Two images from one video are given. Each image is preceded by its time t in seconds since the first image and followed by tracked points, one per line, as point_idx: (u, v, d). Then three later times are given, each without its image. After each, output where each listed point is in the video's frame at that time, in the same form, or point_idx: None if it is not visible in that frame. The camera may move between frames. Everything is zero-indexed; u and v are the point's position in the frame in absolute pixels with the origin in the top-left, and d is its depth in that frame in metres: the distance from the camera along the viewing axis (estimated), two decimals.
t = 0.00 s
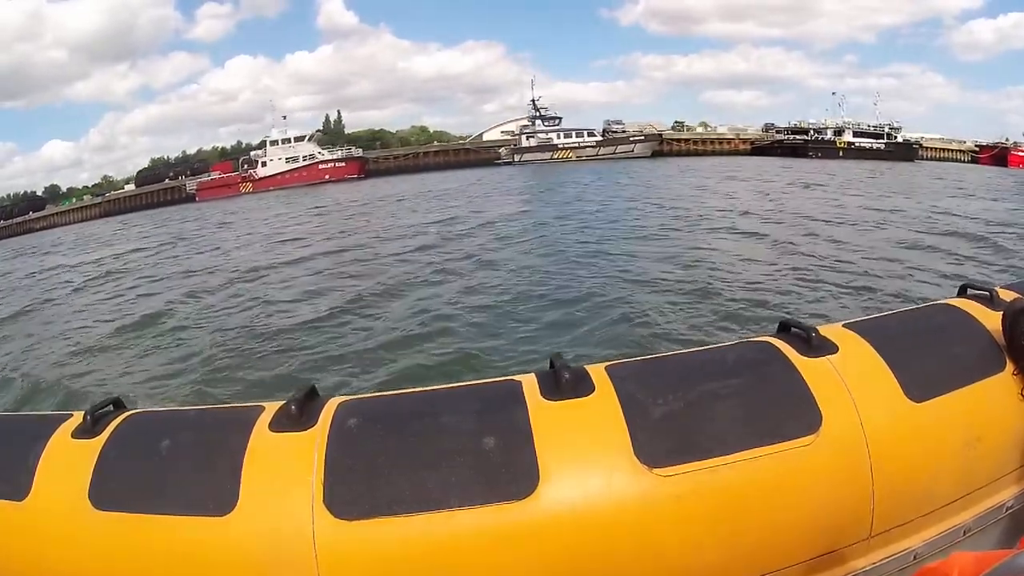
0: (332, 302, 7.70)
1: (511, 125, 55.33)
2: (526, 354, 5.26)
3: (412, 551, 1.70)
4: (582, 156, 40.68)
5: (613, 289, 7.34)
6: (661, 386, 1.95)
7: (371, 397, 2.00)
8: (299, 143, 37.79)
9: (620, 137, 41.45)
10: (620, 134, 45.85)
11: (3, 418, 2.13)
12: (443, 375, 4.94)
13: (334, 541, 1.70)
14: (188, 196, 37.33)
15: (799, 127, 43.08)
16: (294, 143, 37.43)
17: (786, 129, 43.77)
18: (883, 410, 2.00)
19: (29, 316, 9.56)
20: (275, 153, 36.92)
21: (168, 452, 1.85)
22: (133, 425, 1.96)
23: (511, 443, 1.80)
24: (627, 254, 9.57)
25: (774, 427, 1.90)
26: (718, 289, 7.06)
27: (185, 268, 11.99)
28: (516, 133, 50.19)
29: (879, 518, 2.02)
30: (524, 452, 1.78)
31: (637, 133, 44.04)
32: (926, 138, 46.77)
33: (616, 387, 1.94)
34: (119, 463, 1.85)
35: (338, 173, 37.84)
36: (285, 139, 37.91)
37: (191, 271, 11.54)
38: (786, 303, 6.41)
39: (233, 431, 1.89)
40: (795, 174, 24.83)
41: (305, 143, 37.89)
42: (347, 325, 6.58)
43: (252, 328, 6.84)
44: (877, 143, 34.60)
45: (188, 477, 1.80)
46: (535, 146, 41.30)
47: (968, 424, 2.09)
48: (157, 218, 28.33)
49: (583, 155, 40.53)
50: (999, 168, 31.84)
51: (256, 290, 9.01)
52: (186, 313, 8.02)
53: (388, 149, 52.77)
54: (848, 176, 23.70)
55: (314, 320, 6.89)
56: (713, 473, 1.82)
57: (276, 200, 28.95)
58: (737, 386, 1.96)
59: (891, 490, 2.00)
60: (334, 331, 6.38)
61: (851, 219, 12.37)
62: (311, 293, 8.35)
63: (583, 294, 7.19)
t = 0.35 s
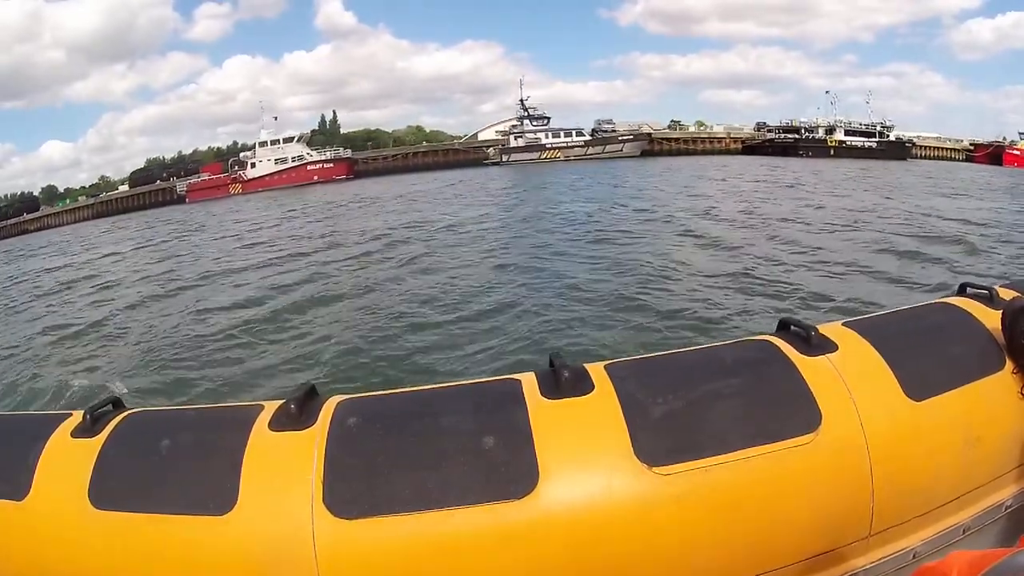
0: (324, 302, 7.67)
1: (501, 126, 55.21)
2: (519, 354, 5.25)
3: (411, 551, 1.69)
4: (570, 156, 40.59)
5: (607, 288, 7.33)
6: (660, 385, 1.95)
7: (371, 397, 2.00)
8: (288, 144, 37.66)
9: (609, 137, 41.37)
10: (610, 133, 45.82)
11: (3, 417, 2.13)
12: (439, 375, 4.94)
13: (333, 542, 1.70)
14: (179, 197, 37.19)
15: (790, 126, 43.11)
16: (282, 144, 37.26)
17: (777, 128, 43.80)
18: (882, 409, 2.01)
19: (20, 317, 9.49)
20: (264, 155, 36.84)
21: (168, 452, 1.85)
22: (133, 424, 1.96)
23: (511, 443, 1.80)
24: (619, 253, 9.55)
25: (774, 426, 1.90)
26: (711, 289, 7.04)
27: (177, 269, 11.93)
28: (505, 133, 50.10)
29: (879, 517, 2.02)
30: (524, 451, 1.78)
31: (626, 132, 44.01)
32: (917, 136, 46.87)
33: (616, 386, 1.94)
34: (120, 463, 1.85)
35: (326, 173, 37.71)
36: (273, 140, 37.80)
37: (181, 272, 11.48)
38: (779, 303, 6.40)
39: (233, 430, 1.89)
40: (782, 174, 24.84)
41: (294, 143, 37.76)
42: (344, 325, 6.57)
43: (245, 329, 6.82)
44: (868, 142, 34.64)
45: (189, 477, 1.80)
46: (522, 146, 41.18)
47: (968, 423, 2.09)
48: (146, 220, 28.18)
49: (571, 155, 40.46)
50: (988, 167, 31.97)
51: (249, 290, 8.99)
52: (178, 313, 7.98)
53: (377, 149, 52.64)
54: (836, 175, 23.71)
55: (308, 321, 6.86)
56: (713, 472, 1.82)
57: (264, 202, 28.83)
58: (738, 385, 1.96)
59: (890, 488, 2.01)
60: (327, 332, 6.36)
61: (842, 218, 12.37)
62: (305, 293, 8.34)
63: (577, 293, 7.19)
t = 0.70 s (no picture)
0: (316, 302, 7.64)
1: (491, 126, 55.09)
2: (513, 354, 5.23)
3: (410, 551, 1.69)
4: (559, 155, 40.50)
5: (599, 287, 7.32)
6: (660, 384, 1.95)
7: (369, 396, 2.00)
8: (276, 144, 37.49)
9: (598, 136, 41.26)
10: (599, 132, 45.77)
11: None
12: (434, 375, 4.93)
13: (332, 541, 1.70)
14: (167, 198, 36.95)
15: (780, 125, 43.11)
16: (271, 144, 37.07)
17: (767, 127, 43.82)
18: (882, 408, 2.01)
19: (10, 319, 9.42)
20: (252, 155, 36.73)
21: (168, 451, 1.84)
22: (133, 424, 1.95)
23: (511, 442, 1.79)
24: (611, 253, 9.53)
25: (774, 425, 1.90)
26: (704, 288, 7.03)
27: (167, 270, 11.86)
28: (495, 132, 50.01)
29: (879, 516, 2.02)
30: (523, 451, 1.78)
31: (615, 131, 43.96)
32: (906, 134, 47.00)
33: (616, 385, 1.94)
34: (120, 462, 1.85)
35: (314, 173, 37.56)
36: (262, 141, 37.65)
37: (172, 273, 11.42)
38: (773, 302, 6.40)
39: (232, 429, 1.89)
40: (771, 172, 24.86)
41: (282, 143, 37.61)
42: (339, 324, 6.55)
43: (237, 329, 6.79)
44: (858, 140, 34.66)
45: (188, 476, 1.80)
46: (511, 145, 41.08)
47: (967, 422, 2.10)
48: (134, 221, 27.99)
49: (558, 155, 40.31)
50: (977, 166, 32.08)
51: (241, 291, 8.94)
52: (170, 313, 7.95)
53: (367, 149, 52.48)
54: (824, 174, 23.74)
55: (301, 321, 6.84)
56: (713, 471, 1.82)
57: (251, 202, 28.70)
58: (738, 384, 1.96)
59: (890, 487, 2.01)
60: (321, 331, 6.34)
61: (832, 217, 12.38)
62: (298, 293, 8.30)
63: (572, 292, 7.18)
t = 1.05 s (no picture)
0: (309, 301, 7.63)
1: (480, 124, 54.91)
2: (505, 353, 5.22)
3: (410, 550, 1.69)
4: (546, 154, 40.38)
5: (592, 286, 7.30)
6: (659, 382, 1.95)
7: (369, 394, 1.99)
8: (263, 145, 37.42)
9: (587, 134, 41.17)
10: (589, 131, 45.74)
11: None
12: (428, 373, 4.92)
13: (332, 540, 1.70)
14: (157, 198, 36.77)
15: (769, 123, 43.13)
16: (258, 144, 36.93)
17: (758, 125, 43.77)
18: (883, 406, 2.01)
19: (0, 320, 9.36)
20: (240, 154, 36.60)
21: (168, 449, 1.84)
22: (132, 422, 1.95)
23: (511, 440, 1.79)
24: (602, 252, 9.52)
25: (775, 423, 1.90)
26: (697, 287, 7.02)
27: (158, 269, 11.81)
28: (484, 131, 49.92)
29: (879, 515, 2.02)
30: (524, 449, 1.78)
31: (604, 129, 43.93)
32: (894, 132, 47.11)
33: (616, 384, 1.94)
34: (120, 460, 1.84)
35: (302, 173, 37.41)
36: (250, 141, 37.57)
37: (163, 272, 11.39)
38: (766, 300, 6.38)
39: (232, 427, 1.89)
40: (758, 171, 24.88)
41: (270, 143, 37.51)
42: (334, 323, 6.53)
43: (231, 329, 6.78)
44: (848, 138, 34.71)
45: (188, 474, 1.79)
46: (498, 144, 40.99)
47: (967, 421, 2.10)
48: (121, 221, 27.83)
49: (546, 154, 40.18)
50: (966, 163, 32.13)
51: (234, 290, 8.91)
52: (163, 313, 7.93)
53: (356, 148, 52.35)
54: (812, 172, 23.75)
55: (294, 319, 6.83)
56: (713, 470, 1.82)
57: (238, 202, 28.58)
58: (738, 382, 1.96)
59: (890, 486, 2.01)
60: (316, 330, 6.33)
61: (824, 215, 12.38)
62: (291, 292, 8.28)
63: (565, 291, 7.18)
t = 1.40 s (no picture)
0: (302, 302, 7.60)
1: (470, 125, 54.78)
2: (498, 354, 5.21)
3: (410, 550, 1.69)
4: (533, 155, 40.16)
5: (585, 288, 7.28)
6: (660, 382, 1.95)
7: (369, 395, 1.99)
8: (253, 146, 37.31)
9: (576, 135, 41.07)
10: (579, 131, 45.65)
11: None
12: (424, 374, 4.92)
13: (332, 540, 1.70)
14: (148, 199, 36.63)
15: (760, 124, 43.12)
16: (248, 146, 36.82)
17: (749, 125, 43.77)
18: (882, 406, 2.01)
19: None
20: (229, 156, 36.48)
21: (168, 449, 1.84)
22: (132, 422, 1.95)
23: (511, 441, 1.79)
24: (594, 253, 9.50)
25: (775, 423, 1.90)
26: (689, 288, 7.02)
27: (149, 271, 11.74)
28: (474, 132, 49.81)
29: (878, 515, 2.02)
30: (524, 450, 1.78)
31: (594, 130, 43.87)
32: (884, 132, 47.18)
33: (616, 384, 1.94)
34: (120, 461, 1.84)
35: (290, 175, 37.24)
36: (239, 142, 37.45)
37: (155, 274, 11.34)
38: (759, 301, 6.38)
39: (232, 428, 1.88)
40: (746, 172, 24.88)
41: (260, 145, 37.39)
42: (330, 324, 6.52)
43: (225, 330, 6.76)
44: (839, 138, 34.72)
45: (188, 475, 1.79)
46: (486, 145, 40.90)
47: (967, 420, 2.10)
48: (110, 224, 27.67)
49: (533, 155, 40.05)
50: (957, 164, 32.20)
51: (227, 291, 8.87)
52: (156, 315, 7.90)
53: (346, 150, 52.21)
54: (800, 173, 23.74)
55: (288, 321, 6.82)
56: (713, 470, 1.83)
57: (226, 204, 28.45)
58: (738, 382, 1.96)
59: (889, 486, 2.01)
60: (312, 331, 6.31)
61: (815, 216, 12.38)
62: (285, 293, 8.26)
63: (560, 292, 7.17)
